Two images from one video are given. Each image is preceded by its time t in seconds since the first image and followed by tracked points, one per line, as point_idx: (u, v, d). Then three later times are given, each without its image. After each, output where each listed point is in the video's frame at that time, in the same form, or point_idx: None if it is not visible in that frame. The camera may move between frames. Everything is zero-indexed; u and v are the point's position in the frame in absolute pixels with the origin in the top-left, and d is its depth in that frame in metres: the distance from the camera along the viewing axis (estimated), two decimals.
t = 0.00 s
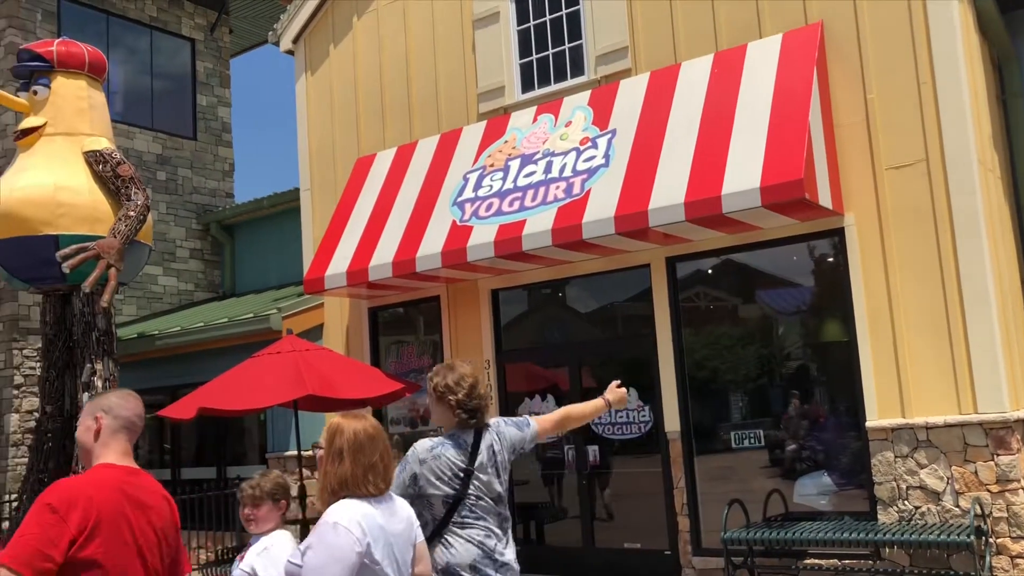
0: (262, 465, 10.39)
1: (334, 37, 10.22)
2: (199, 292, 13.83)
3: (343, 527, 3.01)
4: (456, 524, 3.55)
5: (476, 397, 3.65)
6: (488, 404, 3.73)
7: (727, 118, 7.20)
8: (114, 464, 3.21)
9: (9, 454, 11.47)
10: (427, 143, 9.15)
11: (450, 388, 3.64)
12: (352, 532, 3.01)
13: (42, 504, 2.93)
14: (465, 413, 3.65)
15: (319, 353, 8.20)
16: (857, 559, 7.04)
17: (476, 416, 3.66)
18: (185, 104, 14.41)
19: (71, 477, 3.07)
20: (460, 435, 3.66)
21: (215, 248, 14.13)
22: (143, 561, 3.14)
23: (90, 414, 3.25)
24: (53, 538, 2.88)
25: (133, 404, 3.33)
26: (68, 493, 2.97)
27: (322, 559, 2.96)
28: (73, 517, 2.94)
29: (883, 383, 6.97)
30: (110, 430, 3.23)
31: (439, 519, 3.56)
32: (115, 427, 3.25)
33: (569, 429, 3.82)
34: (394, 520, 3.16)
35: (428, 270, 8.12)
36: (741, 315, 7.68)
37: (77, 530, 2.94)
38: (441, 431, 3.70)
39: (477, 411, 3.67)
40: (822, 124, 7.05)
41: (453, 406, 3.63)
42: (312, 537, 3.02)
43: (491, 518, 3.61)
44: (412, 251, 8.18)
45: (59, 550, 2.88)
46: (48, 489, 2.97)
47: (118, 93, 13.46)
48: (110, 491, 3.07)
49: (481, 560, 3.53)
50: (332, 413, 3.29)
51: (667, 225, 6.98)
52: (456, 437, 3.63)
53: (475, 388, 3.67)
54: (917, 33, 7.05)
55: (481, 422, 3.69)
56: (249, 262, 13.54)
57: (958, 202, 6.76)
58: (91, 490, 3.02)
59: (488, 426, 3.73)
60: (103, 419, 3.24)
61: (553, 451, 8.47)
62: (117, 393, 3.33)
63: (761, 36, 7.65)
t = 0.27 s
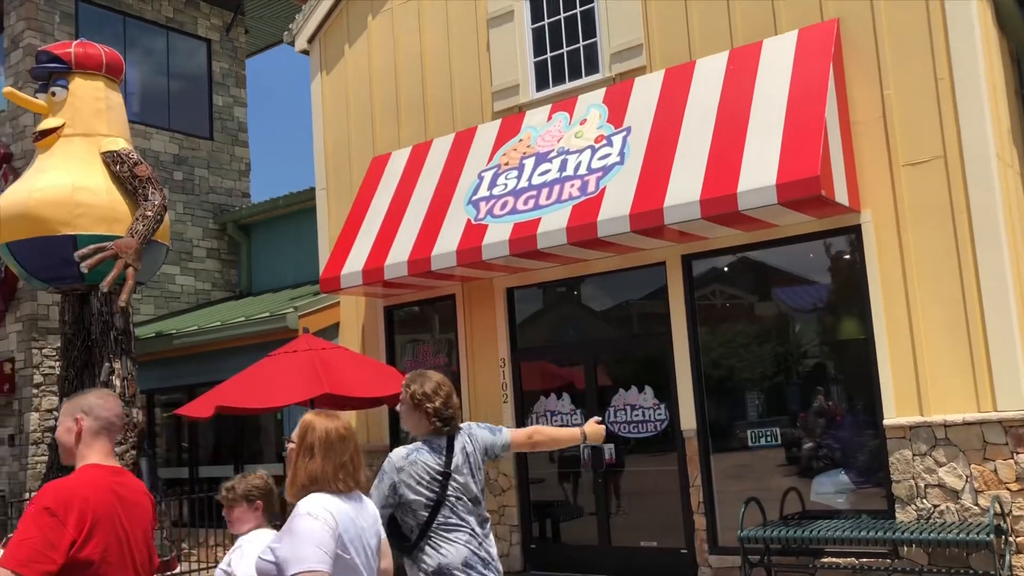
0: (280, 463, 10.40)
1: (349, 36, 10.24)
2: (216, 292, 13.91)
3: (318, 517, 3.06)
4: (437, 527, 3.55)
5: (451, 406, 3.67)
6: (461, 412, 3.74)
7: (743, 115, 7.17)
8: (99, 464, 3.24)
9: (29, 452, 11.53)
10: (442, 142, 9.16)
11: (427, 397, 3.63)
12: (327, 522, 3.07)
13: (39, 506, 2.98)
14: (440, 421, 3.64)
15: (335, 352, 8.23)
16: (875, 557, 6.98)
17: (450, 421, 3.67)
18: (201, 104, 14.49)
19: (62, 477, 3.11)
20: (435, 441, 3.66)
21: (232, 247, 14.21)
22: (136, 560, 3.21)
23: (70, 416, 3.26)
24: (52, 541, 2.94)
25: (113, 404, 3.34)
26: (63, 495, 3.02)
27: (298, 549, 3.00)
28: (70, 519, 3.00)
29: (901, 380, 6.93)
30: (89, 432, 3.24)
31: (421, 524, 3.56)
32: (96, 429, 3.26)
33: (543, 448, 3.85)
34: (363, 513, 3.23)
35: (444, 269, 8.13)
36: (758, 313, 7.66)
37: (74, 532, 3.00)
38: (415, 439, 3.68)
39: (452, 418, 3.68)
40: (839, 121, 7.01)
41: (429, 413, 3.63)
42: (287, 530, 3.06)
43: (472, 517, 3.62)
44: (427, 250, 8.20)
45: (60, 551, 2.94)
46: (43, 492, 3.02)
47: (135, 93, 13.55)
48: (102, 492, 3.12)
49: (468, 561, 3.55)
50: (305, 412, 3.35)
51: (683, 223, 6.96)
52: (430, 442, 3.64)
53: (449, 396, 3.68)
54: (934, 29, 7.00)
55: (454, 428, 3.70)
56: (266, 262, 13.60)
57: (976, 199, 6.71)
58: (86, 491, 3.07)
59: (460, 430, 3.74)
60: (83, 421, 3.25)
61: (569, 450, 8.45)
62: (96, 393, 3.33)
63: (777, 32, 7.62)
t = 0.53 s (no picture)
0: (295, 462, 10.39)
1: (364, 36, 10.26)
2: (232, 291, 13.97)
3: (295, 520, 3.13)
4: (426, 524, 3.62)
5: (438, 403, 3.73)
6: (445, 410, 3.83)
7: (759, 112, 7.13)
8: (63, 473, 3.38)
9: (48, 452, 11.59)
10: (456, 141, 9.16)
11: (420, 394, 3.69)
12: (304, 523, 3.14)
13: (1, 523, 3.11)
14: (427, 418, 3.71)
15: (350, 351, 8.25)
16: (894, 557, 6.95)
17: (439, 419, 3.75)
18: (217, 105, 14.56)
19: (26, 491, 3.25)
20: (423, 438, 3.72)
21: (248, 247, 14.27)
22: (104, 564, 3.35)
23: (30, 425, 3.40)
24: (16, 556, 3.09)
25: (73, 409, 3.48)
26: (24, 510, 3.16)
27: (277, 552, 3.07)
28: (32, 534, 3.14)
29: (920, 379, 6.88)
30: (50, 440, 3.38)
31: (410, 520, 3.61)
32: (57, 437, 3.40)
33: (489, 458, 4.06)
34: (337, 513, 3.31)
35: (458, 268, 8.13)
36: (773, 311, 7.62)
37: (37, 545, 3.14)
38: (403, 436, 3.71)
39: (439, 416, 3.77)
40: (855, 117, 6.96)
41: (419, 410, 3.69)
42: (264, 533, 3.12)
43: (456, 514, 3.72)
44: (442, 249, 8.20)
45: (23, 566, 3.09)
46: (5, 507, 3.15)
47: (151, 94, 13.63)
48: (63, 502, 3.25)
49: (449, 558, 3.64)
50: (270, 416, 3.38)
51: (698, 220, 6.93)
52: (423, 438, 3.68)
53: (435, 393, 3.74)
54: (952, 24, 6.94)
55: (439, 425, 3.77)
56: (282, 261, 13.66)
57: (995, 195, 6.64)
58: (46, 503, 3.20)
59: (445, 428, 3.82)
60: (44, 430, 3.39)
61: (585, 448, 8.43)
62: (55, 401, 3.47)
63: (793, 29, 7.57)
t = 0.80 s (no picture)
0: (312, 462, 10.40)
1: (378, 36, 10.29)
2: (249, 291, 14.04)
3: (255, 526, 3.15)
4: (426, 522, 3.69)
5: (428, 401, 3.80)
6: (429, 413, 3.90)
7: (775, 110, 7.10)
8: (18, 474, 3.58)
9: (67, 450, 11.67)
10: (471, 141, 9.17)
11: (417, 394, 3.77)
12: (265, 529, 3.16)
13: None
14: (419, 417, 3.78)
15: (366, 350, 8.28)
16: (912, 557, 6.91)
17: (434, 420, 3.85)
18: (233, 105, 14.63)
19: None
20: (417, 437, 3.79)
21: (264, 246, 14.34)
22: (58, 561, 3.56)
23: None
24: None
25: (28, 411, 3.66)
26: None
27: (236, 557, 3.10)
28: None
29: (938, 378, 6.83)
30: (5, 441, 3.56)
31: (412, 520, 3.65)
32: (13, 438, 3.59)
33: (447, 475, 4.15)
34: (301, 518, 3.33)
35: (473, 267, 8.14)
36: (789, 310, 7.59)
37: None
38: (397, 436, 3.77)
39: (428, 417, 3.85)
40: (872, 114, 6.92)
41: (410, 409, 3.75)
42: (226, 537, 3.15)
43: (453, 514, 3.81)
44: (457, 249, 8.21)
45: None
46: None
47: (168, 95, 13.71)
48: (11, 505, 3.46)
49: (430, 565, 3.65)
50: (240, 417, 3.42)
51: (714, 219, 6.92)
52: (421, 438, 3.77)
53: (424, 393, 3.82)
54: (970, 21, 6.89)
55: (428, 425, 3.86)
56: (298, 261, 13.71)
57: (1014, 193, 6.59)
58: None
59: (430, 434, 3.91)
60: None
61: (601, 447, 8.43)
62: (11, 402, 3.64)
63: (809, 26, 7.54)
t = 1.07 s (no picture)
0: (328, 460, 10.43)
1: (394, 35, 10.31)
2: (265, 290, 14.10)
3: (226, 523, 3.05)
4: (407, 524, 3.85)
5: (399, 403, 3.87)
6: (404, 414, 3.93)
7: (792, 108, 7.07)
8: None
9: (86, 449, 11.75)
10: (486, 139, 9.17)
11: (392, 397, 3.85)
12: (238, 527, 3.06)
13: None
14: (391, 420, 3.83)
15: (382, 349, 8.29)
16: (930, 556, 6.87)
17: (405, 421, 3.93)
18: (249, 105, 14.70)
19: None
20: (390, 443, 3.84)
21: (280, 246, 14.39)
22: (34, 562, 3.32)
23: None
24: None
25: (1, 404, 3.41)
26: None
27: (207, 554, 2.99)
28: None
29: (957, 377, 6.78)
30: None
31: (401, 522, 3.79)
32: None
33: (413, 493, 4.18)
34: (276, 515, 3.22)
35: (489, 266, 8.14)
36: (806, 309, 7.56)
37: None
38: (373, 441, 3.82)
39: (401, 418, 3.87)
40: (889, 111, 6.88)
41: (384, 414, 3.81)
42: (198, 535, 3.05)
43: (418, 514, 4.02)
44: (472, 247, 8.22)
45: None
46: None
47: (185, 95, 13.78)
48: None
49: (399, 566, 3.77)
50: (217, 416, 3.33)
51: (730, 217, 6.89)
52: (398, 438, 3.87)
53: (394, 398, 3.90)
54: (990, 17, 6.84)
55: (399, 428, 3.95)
56: (314, 260, 13.77)
57: None
58: None
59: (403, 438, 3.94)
60: None
61: (616, 445, 8.42)
62: None
63: (826, 23, 7.50)
